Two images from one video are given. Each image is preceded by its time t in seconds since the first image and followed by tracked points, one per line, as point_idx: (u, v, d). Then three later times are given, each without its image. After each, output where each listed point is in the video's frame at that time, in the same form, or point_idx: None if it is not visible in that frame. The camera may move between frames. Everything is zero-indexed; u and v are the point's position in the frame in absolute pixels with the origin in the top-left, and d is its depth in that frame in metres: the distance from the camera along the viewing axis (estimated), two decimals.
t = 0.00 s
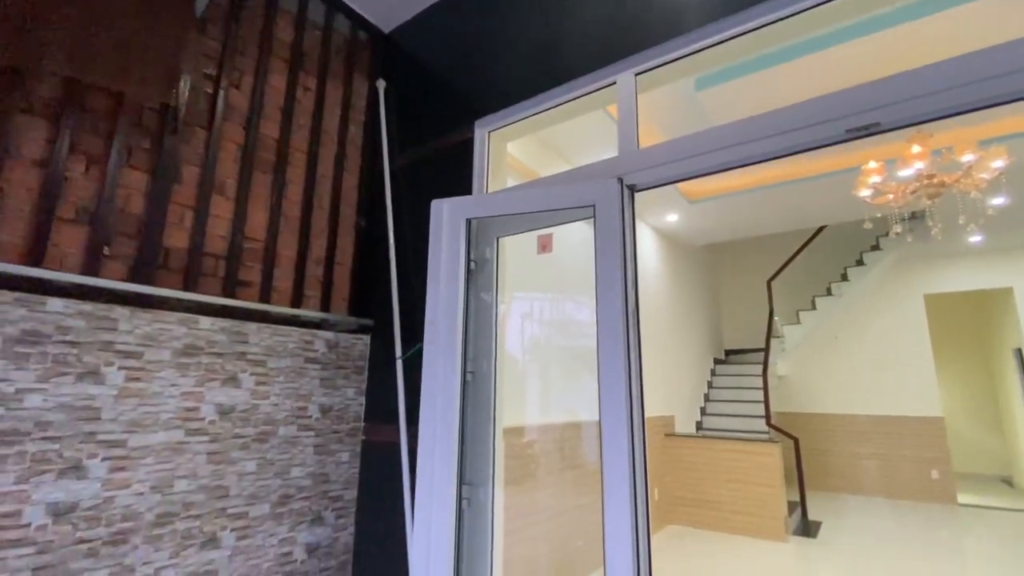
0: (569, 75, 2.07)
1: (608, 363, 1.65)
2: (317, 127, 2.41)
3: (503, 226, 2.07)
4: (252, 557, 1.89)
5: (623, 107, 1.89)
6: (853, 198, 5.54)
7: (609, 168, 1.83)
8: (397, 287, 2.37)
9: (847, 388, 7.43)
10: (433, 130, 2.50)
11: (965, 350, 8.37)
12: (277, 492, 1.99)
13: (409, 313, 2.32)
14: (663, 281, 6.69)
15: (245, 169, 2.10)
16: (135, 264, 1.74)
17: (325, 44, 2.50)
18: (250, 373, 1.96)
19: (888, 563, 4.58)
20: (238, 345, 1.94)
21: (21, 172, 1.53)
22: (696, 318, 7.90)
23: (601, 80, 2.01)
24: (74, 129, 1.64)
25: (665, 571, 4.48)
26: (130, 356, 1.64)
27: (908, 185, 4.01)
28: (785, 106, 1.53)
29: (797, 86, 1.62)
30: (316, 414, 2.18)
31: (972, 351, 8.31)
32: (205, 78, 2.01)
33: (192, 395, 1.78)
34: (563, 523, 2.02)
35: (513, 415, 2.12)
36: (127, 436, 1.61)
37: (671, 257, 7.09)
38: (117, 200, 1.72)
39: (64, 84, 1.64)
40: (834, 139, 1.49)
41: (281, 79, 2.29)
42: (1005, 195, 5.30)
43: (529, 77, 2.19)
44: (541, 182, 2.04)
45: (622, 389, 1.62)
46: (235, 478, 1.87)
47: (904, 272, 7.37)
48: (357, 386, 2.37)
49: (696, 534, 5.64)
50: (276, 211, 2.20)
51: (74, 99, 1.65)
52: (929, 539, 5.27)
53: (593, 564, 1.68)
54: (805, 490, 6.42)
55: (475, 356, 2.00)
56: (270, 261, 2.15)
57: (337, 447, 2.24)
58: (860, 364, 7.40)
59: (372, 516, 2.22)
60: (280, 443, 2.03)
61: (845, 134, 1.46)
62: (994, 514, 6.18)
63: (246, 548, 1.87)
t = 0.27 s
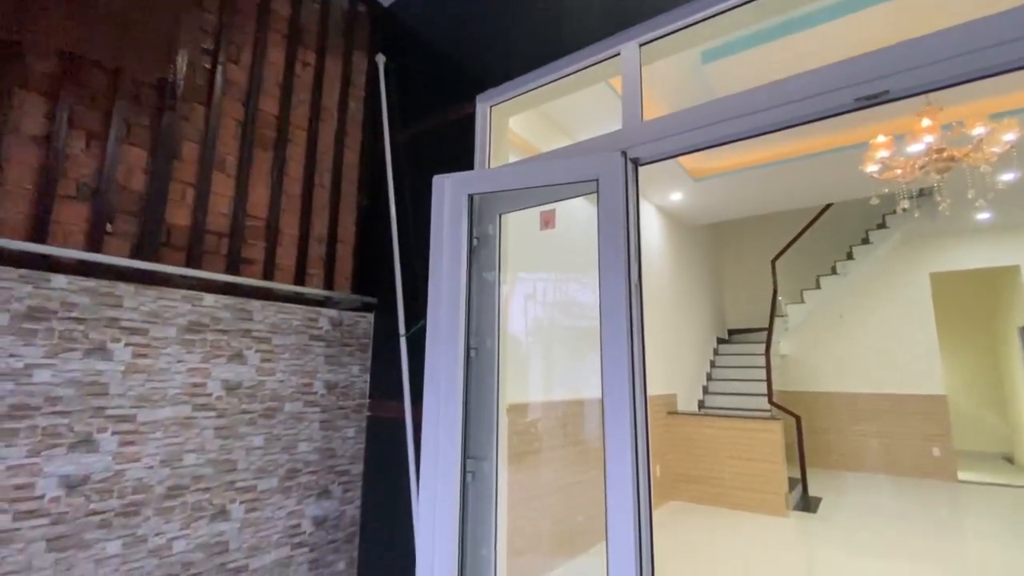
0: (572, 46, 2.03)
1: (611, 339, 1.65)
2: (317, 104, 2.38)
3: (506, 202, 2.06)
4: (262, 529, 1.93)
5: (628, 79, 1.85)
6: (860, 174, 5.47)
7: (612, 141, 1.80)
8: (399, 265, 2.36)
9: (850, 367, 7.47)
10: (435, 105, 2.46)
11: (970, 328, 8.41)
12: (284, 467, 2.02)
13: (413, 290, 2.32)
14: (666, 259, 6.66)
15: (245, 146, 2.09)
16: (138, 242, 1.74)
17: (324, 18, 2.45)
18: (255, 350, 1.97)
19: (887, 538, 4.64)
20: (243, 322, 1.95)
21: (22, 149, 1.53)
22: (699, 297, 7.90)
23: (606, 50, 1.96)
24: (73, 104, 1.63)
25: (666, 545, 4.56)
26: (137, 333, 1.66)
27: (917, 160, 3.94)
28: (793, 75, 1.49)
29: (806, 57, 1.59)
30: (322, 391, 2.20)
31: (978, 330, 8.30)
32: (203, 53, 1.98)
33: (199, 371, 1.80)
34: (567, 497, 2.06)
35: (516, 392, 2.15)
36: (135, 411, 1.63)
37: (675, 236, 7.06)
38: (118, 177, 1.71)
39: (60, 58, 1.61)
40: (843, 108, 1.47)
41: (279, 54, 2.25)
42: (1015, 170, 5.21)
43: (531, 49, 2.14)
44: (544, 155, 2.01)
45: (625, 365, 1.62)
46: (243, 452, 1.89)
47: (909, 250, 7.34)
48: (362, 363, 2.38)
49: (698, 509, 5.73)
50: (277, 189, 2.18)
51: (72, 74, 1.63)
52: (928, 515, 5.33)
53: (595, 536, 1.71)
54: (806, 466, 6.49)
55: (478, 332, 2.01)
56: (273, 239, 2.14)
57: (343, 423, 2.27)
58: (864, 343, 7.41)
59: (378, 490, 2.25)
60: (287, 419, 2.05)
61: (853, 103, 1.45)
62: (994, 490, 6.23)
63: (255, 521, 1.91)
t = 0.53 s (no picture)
0: (576, 16, 1.99)
1: (614, 316, 1.65)
2: (317, 79, 2.35)
3: (508, 177, 2.06)
4: (272, 501, 1.98)
5: (632, 51, 1.82)
6: (867, 150, 5.39)
7: (616, 115, 1.78)
8: (402, 243, 2.36)
9: (852, 345, 7.51)
10: (435, 80, 2.43)
11: (975, 306, 8.46)
12: (292, 441, 2.06)
13: (416, 267, 2.32)
14: (670, 237, 6.63)
15: (246, 123, 2.07)
16: (141, 219, 1.74)
17: None
18: (260, 327, 1.99)
19: (885, 512, 4.71)
20: (248, 299, 1.96)
21: (21, 125, 1.52)
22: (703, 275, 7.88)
23: (609, 20, 1.93)
24: (71, 80, 1.61)
25: (668, 519, 4.66)
26: (143, 310, 1.67)
27: (926, 134, 3.88)
28: (801, 45, 1.46)
29: (814, 27, 1.55)
30: (327, 367, 2.22)
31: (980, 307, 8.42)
32: (200, 27, 1.95)
33: (205, 347, 1.81)
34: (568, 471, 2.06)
35: (518, 370, 2.14)
36: (144, 386, 1.65)
37: (678, 216, 7.03)
38: (119, 154, 1.70)
39: (56, 32, 1.59)
40: (850, 79, 1.45)
41: (277, 29, 2.22)
42: None
43: (534, 20, 2.10)
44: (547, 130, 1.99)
45: (627, 342, 1.63)
46: (250, 427, 1.92)
47: (914, 228, 7.31)
48: (366, 340, 2.40)
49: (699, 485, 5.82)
50: (278, 166, 2.17)
51: (69, 49, 1.61)
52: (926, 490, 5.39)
53: (598, 508, 1.74)
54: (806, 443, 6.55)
55: (481, 308, 2.02)
56: (275, 217, 2.14)
57: (349, 399, 2.30)
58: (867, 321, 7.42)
59: (384, 464, 2.29)
60: (293, 395, 2.08)
61: (861, 73, 1.42)
62: (993, 466, 6.29)
63: (265, 493, 1.95)
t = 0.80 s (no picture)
0: None
1: (617, 289, 1.64)
2: (315, 51, 2.30)
3: (511, 150, 2.04)
4: (280, 472, 2.01)
5: (638, 17, 1.77)
6: (876, 124, 5.29)
7: (621, 84, 1.75)
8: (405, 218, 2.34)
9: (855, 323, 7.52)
10: (436, 51, 2.37)
11: (981, 282, 8.49)
12: (298, 414, 2.08)
13: (419, 242, 2.31)
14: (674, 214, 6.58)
15: (244, 96, 2.04)
16: (141, 193, 1.72)
17: None
18: (264, 302, 1.99)
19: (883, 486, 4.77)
20: (251, 274, 1.96)
21: (17, 97, 1.49)
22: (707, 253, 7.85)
23: None
24: (66, 51, 1.58)
25: (668, 492, 4.74)
26: (147, 284, 1.67)
27: (936, 106, 3.80)
28: (813, 8, 1.41)
29: None
30: (332, 342, 2.23)
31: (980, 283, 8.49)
32: None
33: (210, 321, 1.82)
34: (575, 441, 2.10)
35: (521, 344, 2.22)
36: (151, 360, 1.67)
37: (682, 193, 6.98)
38: (117, 127, 1.68)
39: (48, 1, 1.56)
40: (862, 43, 1.41)
41: None
42: None
43: None
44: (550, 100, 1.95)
45: (631, 315, 1.62)
46: (257, 400, 1.94)
47: (921, 203, 7.22)
48: (370, 315, 2.40)
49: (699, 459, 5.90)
50: (278, 140, 2.15)
51: (62, 18, 1.58)
52: (924, 465, 5.45)
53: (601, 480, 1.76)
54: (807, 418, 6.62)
55: (485, 283, 2.01)
56: (276, 191, 2.12)
57: (354, 373, 2.31)
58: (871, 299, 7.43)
59: (390, 437, 2.32)
60: (298, 369, 2.09)
61: (874, 37, 1.39)
62: (992, 441, 6.34)
63: (273, 465, 1.98)
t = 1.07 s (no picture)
0: None
1: (618, 262, 1.64)
2: (312, 21, 2.26)
3: (511, 122, 2.02)
4: (285, 443, 2.04)
5: None
6: (882, 97, 5.22)
7: (622, 51, 1.71)
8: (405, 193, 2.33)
9: (857, 301, 7.53)
10: (435, 21, 2.33)
11: (984, 260, 8.48)
12: (302, 387, 2.10)
13: (419, 217, 2.30)
14: (676, 191, 6.55)
15: (241, 67, 2.00)
16: (141, 167, 1.71)
17: None
18: (266, 277, 1.99)
19: (880, 460, 4.84)
20: (253, 249, 1.96)
21: (12, 68, 1.47)
22: (709, 230, 7.82)
23: None
24: (59, 20, 1.55)
25: (668, 466, 4.81)
26: (149, 258, 1.68)
27: (943, 77, 3.75)
28: None
29: None
30: (334, 316, 2.24)
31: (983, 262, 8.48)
32: None
33: (213, 295, 1.83)
34: (578, 413, 2.13)
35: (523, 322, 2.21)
36: (155, 332, 1.68)
37: (685, 169, 6.92)
38: (114, 98, 1.66)
39: None
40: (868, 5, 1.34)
41: None
42: None
43: None
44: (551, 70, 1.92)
45: (631, 289, 1.61)
46: (262, 373, 1.97)
47: (926, 179, 7.15)
48: (372, 291, 2.41)
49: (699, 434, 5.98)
50: (277, 113, 2.12)
51: None
52: (921, 439, 5.52)
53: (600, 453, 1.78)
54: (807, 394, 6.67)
55: (486, 256, 2.02)
56: (276, 165, 2.11)
57: (356, 348, 2.33)
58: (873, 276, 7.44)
59: (393, 410, 2.35)
60: (301, 343, 2.11)
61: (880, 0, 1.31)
62: (989, 417, 6.40)
63: (278, 436, 2.02)
